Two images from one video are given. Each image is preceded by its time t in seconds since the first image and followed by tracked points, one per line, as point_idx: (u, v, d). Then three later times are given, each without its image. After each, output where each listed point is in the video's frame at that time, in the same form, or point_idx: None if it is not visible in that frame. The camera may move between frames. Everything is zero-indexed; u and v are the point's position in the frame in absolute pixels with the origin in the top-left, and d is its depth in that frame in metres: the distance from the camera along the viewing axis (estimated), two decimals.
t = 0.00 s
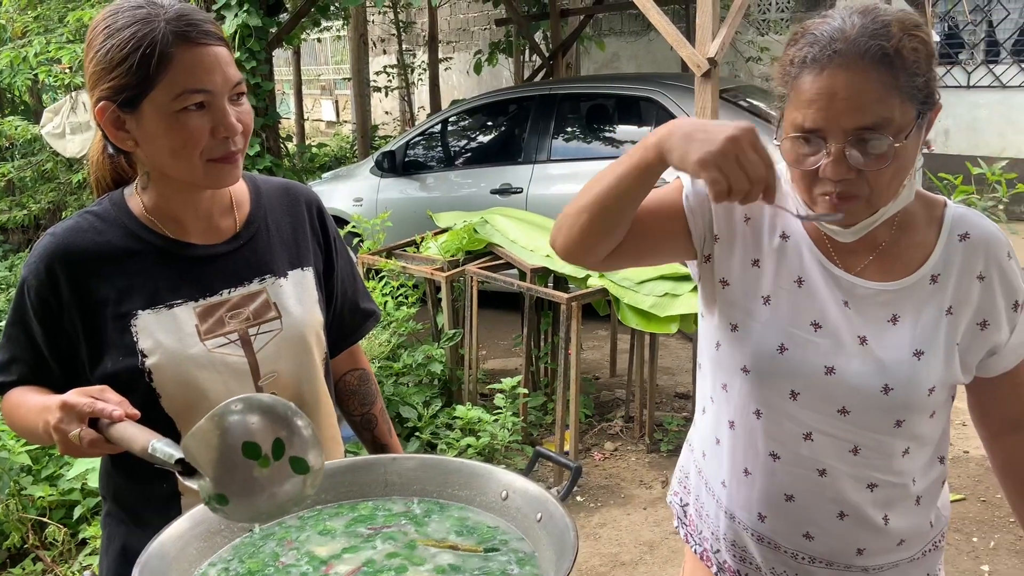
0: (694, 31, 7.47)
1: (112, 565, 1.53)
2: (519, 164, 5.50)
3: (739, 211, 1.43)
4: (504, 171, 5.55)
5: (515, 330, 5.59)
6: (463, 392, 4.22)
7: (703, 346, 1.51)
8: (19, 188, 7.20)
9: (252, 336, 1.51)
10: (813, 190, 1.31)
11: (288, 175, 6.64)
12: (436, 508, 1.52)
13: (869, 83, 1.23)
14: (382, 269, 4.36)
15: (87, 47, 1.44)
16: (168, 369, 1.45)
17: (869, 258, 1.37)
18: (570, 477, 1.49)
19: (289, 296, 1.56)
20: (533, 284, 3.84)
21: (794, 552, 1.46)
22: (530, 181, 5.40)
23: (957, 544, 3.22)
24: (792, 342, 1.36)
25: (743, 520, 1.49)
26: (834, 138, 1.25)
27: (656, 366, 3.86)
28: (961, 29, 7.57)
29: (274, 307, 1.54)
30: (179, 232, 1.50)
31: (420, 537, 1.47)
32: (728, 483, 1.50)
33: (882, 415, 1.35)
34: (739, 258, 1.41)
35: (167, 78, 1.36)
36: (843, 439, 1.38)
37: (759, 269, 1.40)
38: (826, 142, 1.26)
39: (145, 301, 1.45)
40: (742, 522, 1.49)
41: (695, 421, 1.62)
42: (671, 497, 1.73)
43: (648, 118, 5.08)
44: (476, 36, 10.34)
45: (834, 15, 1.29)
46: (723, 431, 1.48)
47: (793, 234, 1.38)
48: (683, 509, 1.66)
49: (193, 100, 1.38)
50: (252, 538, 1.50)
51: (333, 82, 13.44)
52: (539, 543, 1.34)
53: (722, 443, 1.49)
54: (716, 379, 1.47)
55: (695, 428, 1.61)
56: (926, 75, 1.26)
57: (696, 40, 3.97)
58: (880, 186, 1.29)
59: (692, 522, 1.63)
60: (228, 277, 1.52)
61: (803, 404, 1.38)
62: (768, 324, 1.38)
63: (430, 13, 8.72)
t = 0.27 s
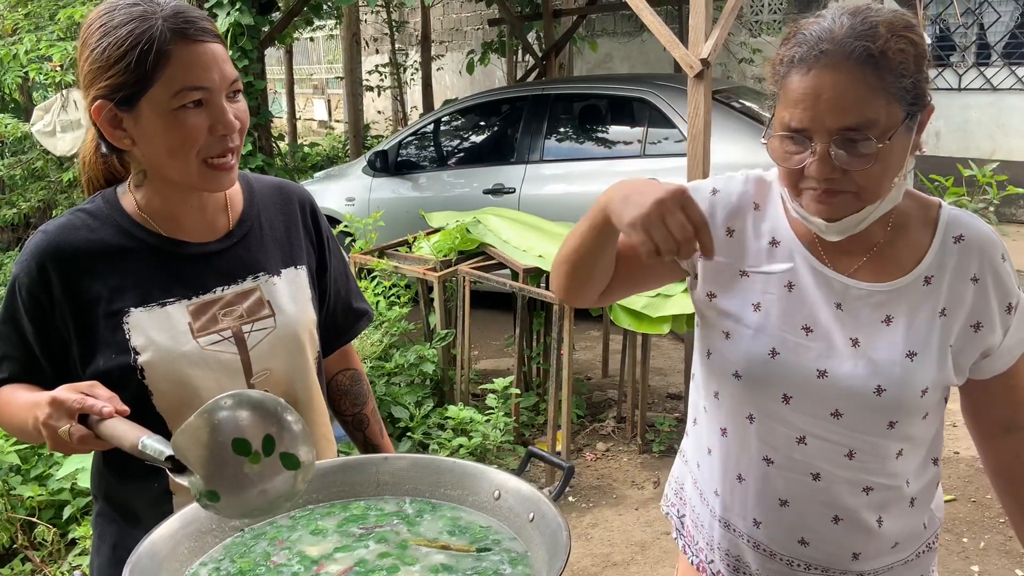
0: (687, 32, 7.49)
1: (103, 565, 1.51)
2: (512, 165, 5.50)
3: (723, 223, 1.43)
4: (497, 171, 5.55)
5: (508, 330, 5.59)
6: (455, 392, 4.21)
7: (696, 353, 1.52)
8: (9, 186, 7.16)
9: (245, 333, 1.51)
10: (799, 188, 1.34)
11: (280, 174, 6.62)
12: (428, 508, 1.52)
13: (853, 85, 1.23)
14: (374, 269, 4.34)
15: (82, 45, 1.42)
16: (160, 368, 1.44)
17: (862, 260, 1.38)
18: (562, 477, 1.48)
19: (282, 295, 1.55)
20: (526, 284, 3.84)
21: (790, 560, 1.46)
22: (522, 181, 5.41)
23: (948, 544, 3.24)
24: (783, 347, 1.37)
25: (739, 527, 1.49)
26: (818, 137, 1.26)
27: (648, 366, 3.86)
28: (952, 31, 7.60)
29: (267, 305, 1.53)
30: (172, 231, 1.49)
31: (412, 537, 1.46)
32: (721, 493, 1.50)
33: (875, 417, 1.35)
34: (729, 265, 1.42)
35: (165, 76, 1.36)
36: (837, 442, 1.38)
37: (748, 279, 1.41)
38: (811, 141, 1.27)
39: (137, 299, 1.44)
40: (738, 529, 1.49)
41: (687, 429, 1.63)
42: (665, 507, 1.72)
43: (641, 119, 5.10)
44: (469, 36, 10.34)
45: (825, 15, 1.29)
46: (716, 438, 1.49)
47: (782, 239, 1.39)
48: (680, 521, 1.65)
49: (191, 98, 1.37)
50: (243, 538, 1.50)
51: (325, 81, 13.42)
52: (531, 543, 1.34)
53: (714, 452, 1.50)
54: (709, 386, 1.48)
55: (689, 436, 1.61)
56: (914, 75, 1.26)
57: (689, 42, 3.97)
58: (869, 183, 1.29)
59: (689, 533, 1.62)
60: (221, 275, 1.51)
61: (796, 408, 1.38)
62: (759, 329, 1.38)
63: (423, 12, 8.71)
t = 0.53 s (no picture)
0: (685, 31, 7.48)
1: (100, 562, 1.51)
2: (510, 163, 5.51)
3: (713, 233, 1.46)
4: (494, 170, 5.55)
5: (505, 329, 5.59)
6: (452, 390, 4.21)
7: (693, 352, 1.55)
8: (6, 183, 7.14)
9: (243, 332, 1.50)
10: (790, 187, 1.34)
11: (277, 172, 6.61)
12: (426, 505, 1.51)
13: (837, 87, 1.24)
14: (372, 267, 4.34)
15: (82, 45, 1.42)
16: (158, 365, 1.43)
17: (858, 256, 1.38)
18: (561, 475, 1.48)
19: (280, 293, 1.55)
20: (523, 283, 3.84)
21: (784, 559, 1.46)
22: (520, 181, 5.42)
23: (945, 544, 3.24)
24: (773, 345, 1.38)
25: (733, 526, 1.50)
26: (805, 138, 1.28)
27: (645, 365, 3.86)
28: (950, 31, 7.61)
29: (266, 304, 1.53)
30: (171, 230, 1.48)
31: (409, 535, 1.46)
32: (716, 492, 1.51)
33: (866, 414, 1.34)
34: (721, 268, 1.45)
35: (167, 76, 1.35)
36: (829, 439, 1.38)
37: (739, 282, 1.44)
38: (798, 142, 1.29)
39: (135, 297, 1.43)
40: (732, 529, 1.50)
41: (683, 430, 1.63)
42: (663, 508, 1.72)
43: (639, 119, 5.10)
44: (467, 34, 10.33)
45: (814, 15, 1.30)
46: (710, 436, 1.51)
47: (775, 241, 1.41)
48: (677, 521, 1.66)
49: (194, 97, 1.36)
50: (240, 535, 1.49)
51: (323, 79, 13.41)
52: (530, 541, 1.34)
53: (710, 451, 1.51)
54: (703, 384, 1.50)
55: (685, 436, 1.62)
56: (902, 76, 1.25)
57: (688, 41, 3.96)
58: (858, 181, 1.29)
59: (685, 534, 1.63)
60: (220, 274, 1.50)
61: (787, 405, 1.39)
62: (750, 328, 1.40)
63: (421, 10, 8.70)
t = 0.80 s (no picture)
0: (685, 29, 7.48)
1: (99, 559, 1.50)
2: (509, 161, 5.51)
3: (706, 235, 1.50)
4: (493, 168, 5.55)
5: (504, 326, 5.59)
6: (451, 388, 4.21)
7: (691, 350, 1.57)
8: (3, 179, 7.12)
9: (242, 330, 1.50)
10: (777, 184, 1.34)
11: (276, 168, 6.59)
12: (425, 503, 1.51)
13: (816, 86, 1.24)
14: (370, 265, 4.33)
15: (80, 42, 1.41)
16: (156, 363, 1.42)
17: (849, 252, 1.37)
18: (560, 473, 1.47)
19: (279, 290, 1.54)
20: (522, 281, 3.83)
21: (777, 554, 1.46)
22: (519, 179, 5.42)
23: (943, 543, 3.24)
24: (761, 341, 1.39)
25: (727, 522, 1.51)
26: (787, 135, 1.27)
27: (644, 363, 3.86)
28: (950, 30, 7.61)
29: (265, 301, 1.53)
30: (169, 228, 1.47)
31: (409, 532, 1.45)
32: (711, 487, 1.52)
33: (854, 410, 1.34)
34: (711, 267, 1.47)
35: (164, 75, 1.34)
36: (818, 434, 1.37)
37: (730, 280, 1.46)
38: (781, 138, 1.29)
39: (133, 295, 1.43)
40: (726, 524, 1.51)
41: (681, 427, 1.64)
42: (662, 505, 1.73)
43: (638, 117, 5.10)
44: (466, 32, 10.31)
45: (799, 12, 1.30)
46: (705, 431, 1.52)
47: (765, 239, 1.43)
48: (675, 517, 1.67)
49: (192, 96, 1.36)
50: (239, 532, 1.49)
51: (322, 76, 13.38)
52: (529, 539, 1.33)
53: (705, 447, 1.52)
54: (698, 380, 1.52)
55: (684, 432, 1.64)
56: (885, 71, 1.24)
57: (688, 39, 3.95)
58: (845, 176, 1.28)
59: (682, 530, 1.64)
60: (217, 270, 1.50)
61: (776, 400, 1.39)
62: (739, 325, 1.41)
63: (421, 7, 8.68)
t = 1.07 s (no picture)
0: (684, 27, 7.47)
1: (95, 555, 1.51)
2: (508, 159, 5.50)
3: (699, 234, 1.51)
4: (492, 165, 5.54)
5: (502, 324, 5.59)
6: (449, 385, 4.21)
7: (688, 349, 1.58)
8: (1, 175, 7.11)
9: (239, 326, 1.49)
10: (768, 184, 1.34)
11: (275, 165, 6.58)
12: (422, 500, 1.51)
13: (802, 85, 1.23)
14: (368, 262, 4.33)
15: (76, 38, 1.41)
16: (153, 359, 1.42)
17: (841, 250, 1.38)
18: (558, 471, 1.47)
19: (276, 286, 1.54)
20: (520, 278, 3.83)
21: (772, 552, 1.46)
22: (518, 176, 5.42)
23: (940, 541, 3.25)
24: (753, 339, 1.40)
25: (722, 521, 1.51)
26: (775, 134, 1.27)
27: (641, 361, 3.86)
28: (949, 29, 7.61)
29: (262, 298, 1.52)
30: (167, 224, 1.47)
31: (405, 530, 1.45)
32: (706, 486, 1.53)
33: (846, 407, 1.34)
34: (704, 266, 1.49)
35: (160, 71, 1.34)
36: (811, 431, 1.38)
37: (723, 279, 1.47)
38: (769, 137, 1.28)
39: (131, 290, 1.42)
40: (721, 523, 1.51)
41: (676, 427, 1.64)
42: (660, 504, 1.74)
43: (637, 115, 5.10)
44: (465, 29, 10.30)
45: (786, 11, 1.30)
46: (700, 429, 1.53)
47: (758, 238, 1.44)
48: (672, 516, 1.67)
49: (187, 93, 1.35)
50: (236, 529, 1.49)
51: (321, 73, 13.37)
52: (526, 536, 1.34)
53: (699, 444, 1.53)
54: (694, 378, 1.53)
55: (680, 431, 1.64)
56: (871, 70, 1.24)
57: (686, 37, 3.95)
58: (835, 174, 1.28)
59: (679, 529, 1.64)
60: (216, 267, 1.49)
61: (769, 397, 1.40)
62: (732, 323, 1.42)
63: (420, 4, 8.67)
